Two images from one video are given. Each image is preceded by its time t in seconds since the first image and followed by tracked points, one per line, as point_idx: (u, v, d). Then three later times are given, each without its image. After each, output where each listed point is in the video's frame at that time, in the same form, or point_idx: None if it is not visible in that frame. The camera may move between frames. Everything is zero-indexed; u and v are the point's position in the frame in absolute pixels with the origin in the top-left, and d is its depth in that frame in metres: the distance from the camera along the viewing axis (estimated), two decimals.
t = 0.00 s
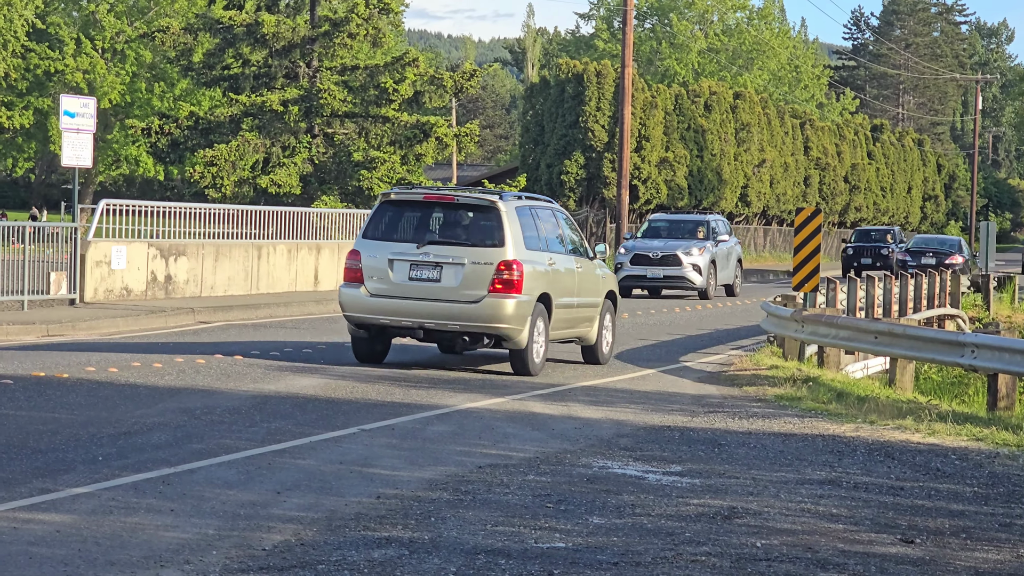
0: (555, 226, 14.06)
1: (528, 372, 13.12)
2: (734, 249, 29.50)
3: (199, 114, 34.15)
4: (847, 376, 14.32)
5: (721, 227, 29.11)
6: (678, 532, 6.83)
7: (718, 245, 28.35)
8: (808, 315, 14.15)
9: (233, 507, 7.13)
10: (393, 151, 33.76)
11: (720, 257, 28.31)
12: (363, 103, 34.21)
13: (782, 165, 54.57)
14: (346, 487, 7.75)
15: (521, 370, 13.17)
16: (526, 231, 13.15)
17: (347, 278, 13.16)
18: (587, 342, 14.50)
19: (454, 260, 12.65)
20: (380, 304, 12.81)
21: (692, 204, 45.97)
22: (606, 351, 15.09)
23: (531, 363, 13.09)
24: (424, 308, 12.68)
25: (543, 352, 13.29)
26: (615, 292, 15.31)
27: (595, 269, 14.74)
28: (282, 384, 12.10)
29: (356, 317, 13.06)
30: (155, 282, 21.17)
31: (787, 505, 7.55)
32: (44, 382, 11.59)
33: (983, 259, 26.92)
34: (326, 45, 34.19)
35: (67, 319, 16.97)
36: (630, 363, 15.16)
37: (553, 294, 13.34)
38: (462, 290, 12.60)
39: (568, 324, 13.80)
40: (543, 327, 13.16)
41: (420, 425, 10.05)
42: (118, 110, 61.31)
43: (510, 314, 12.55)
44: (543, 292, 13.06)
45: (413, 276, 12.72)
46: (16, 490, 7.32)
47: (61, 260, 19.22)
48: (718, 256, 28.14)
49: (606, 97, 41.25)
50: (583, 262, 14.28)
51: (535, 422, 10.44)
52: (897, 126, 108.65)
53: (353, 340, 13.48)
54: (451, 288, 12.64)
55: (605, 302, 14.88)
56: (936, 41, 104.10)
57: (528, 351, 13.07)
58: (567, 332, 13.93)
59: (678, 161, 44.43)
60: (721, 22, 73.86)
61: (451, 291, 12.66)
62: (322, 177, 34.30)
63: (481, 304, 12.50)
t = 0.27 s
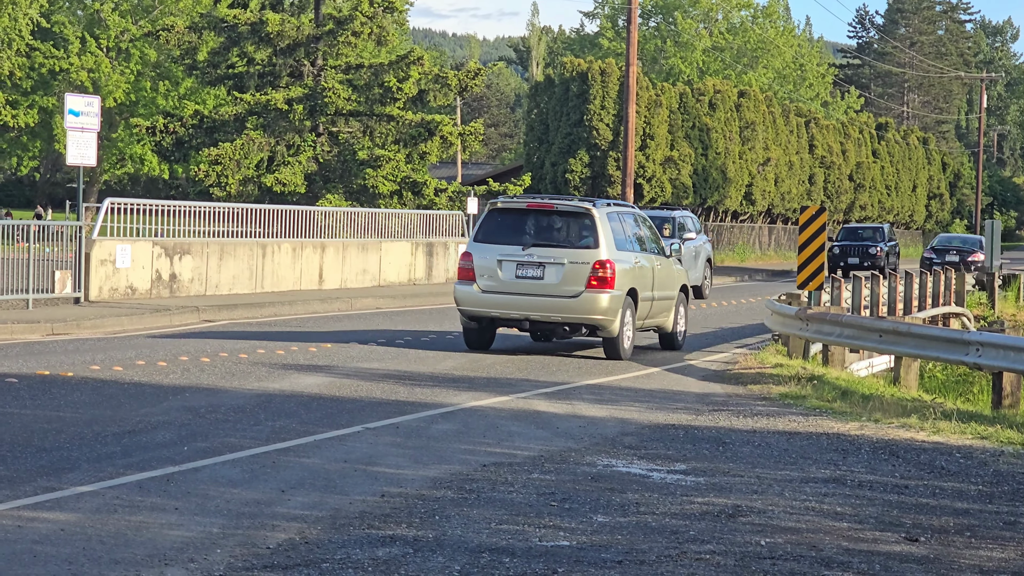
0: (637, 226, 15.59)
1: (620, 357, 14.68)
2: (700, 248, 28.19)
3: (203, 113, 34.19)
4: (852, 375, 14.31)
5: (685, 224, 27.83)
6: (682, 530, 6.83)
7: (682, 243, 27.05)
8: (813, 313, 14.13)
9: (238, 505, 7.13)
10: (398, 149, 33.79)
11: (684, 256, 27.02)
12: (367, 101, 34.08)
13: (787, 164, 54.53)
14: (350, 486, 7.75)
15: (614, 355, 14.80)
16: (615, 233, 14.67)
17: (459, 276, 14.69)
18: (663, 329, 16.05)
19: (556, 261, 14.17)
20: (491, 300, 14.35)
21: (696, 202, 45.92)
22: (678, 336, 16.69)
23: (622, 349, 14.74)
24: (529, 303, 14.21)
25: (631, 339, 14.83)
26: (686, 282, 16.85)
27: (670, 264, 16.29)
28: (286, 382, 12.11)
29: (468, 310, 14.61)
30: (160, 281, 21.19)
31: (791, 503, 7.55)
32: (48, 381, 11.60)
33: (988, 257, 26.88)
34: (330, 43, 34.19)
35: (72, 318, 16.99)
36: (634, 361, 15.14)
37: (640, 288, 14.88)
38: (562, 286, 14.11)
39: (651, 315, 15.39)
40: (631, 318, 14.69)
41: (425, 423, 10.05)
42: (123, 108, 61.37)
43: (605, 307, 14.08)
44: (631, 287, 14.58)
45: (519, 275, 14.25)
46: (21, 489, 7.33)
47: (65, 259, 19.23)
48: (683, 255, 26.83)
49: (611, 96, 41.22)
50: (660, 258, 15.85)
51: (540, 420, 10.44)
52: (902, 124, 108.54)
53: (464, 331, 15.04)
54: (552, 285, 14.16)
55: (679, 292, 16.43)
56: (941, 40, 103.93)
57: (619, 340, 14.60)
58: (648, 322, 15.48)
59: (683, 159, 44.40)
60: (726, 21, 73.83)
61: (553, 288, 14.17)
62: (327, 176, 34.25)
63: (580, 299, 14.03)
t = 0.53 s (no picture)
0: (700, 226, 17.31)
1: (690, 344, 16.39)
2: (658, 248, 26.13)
3: (206, 112, 34.18)
4: (855, 373, 14.30)
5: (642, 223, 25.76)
6: (685, 529, 6.82)
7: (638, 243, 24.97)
8: (816, 311, 14.12)
9: (241, 504, 7.13)
10: (401, 148, 33.77)
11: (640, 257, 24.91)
12: (369, 100, 33.98)
13: (789, 163, 54.51)
14: (353, 485, 7.75)
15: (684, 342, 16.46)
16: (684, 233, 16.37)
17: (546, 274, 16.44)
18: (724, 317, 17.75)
19: (632, 259, 15.91)
20: (576, 294, 16.09)
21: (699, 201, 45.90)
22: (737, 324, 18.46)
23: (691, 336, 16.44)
24: (610, 296, 15.95)
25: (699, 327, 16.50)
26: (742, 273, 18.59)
27: (730, 261, 18.07)
28: (289, 381, 12.12)
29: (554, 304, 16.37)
30: (162, 280, 21.20)
31: (794, 502, 7.54)
32: (51, 380, 11.60)
33: (990, 256, 26.88)
34: (332, 43, 34.18)
35: (75, 317, 17.00)
36: (636, 361, 15.14)
37: (706, 282, 16.59)
38: (638, 281, 15.81)
39: (714, 305, 17.11)
40: (697, 309, 16.36)
41: (427, 422, 10.05)
42: (125, 108, 61.37)
43: (677, 300, 15.77)
44: (699, 282, 16.26)
45: (601, 272, 15.97)
46: (24, 488, 7.33)
47: (68, 258, 19.23)
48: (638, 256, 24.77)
49: (613, 95, 41.19)
50: (722, 254, 17.58)
51: (543, 419, 10.44)
52: (905, 123, 108.47)
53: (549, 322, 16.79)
54: (630, 280, 15.88)
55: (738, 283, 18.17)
56: (944, 39, 103.78)
57: (689, 328, 16.30)
58: (711, 313, 17.21)
59: (685, 158, 44.38)
60: (728, 20, 73.77)
61: (631, 283, 15.89)
62: (330, 175, 34.25)
63: (655, 292, 15.71)
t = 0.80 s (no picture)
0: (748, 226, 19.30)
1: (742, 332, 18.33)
2: (610, 247, 23.14)
3: (206, 112, 34.18)
4: (854, 373, 14.29)
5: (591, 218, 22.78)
6: (684, 528, 6.82)
7: (586, 242, 21.96)
8: (815, 311, 14.12)
9: (240, 504, 7.13)
10: (400, 148, 33.76)
11: (589, 257, 21.87)
12: (369, 100, 33.97)
13: (789, 162, 54.49)
14: (352, 484, 7.75)
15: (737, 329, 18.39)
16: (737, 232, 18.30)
17: (613, 269, 18.32)
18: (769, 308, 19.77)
19: (693, 255, 17.81)
20: (642, 286, 17.97)
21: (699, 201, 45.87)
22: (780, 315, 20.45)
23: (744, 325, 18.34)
24: (672, 289, 17.84)
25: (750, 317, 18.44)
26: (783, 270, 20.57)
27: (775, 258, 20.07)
28: (289, 381, 12.11)
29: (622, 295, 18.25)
30: (162, 280, 21.20)
31: (793, 502, 7.54)
32: (50, 380, 11.60)
33: (990, 256, 26.87)
34: (332, 43, 34.16)
35: (74, 317, 16.98)
36: (638, 360, 15.17)
37: (757, 276, 18.52)
38: (699, 275, 17.72)
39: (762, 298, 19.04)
40: (750, 300, 18.30)
41: (427, 422, 10.04)
42: (125, 108, 61.39)
43: (733, 290, 17.69)
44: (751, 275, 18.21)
45: (665, 267, 17.85)
46: (23, 487, 7.33)
47: (67, 258, 19.23)
48: (586, 256, 21.76)
49: (613, 95, 41.16)
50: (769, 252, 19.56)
51: (543, 419, 10.43)
52: (904, 123, 108.43)
53: (617, 312, 18.68)
54: (691, 274, 17.78)
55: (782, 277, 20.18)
56: (944, 39, 103.75)
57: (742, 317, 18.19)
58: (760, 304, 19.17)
59: (685, 158, 44.38)
60: (728, 19, 73.78)
61: (691, 276, 17.79)
62: (329, 174, 34.24)
63: (713, 284, 17.63)
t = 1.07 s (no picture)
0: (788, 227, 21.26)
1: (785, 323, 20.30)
2: (548, 250, 21.13)
3: (204, 112, 34.18)
4: (853, 373, 14.29)
5: (526, 217, 20.78)
6: (681, 529, 6.82)
7: (520, 242, 19.94)
8: (814, 312, 14.13)
9: (238, 504, 7.13)
10: (399, 148, 33.75)
11: (523, 260, 19.84)
12: (367, 101, 33.98)
13: (788, 163, 54.50)
14: (350, 485, 7.75)
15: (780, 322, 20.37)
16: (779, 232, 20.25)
17: (668, 267, 20.33)
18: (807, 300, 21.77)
19: (741, 254, 19.76)
20: (695, 282, 19.97)
21: (697, 201, 45.88)
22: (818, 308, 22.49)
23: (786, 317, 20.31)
24: (722, 284, 19.82)
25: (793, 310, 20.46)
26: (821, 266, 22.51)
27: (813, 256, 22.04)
28: (287, 381, 12.11)
29: (675, 290, 20.27)
30: (160, 280, 21.20)
31: (791, 502, 7.55)
32: (48, 380, 11.59)
33: (988, 257, 26.86)
34: (330, 43, 34.14)
35: (72, 317, 16.98)
36: (636, 360, 15.17)
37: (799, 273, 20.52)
38: (746, 272, 19.71)
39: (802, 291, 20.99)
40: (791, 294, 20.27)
41: (425, 422, 10.04)
42: (124, 108, 61.41)
43: (777, 286, 19.66)
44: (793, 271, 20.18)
45: (715, 264, 19.86)
46: (21, 488, 7.33)
47: (65, 258, 19.22)
48: (519, 258, 19.73)
49: (611, 95, 41.15)
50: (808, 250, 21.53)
51: (541, 419, 10.43)
52: (902, 123, 108.45)
53: (670, 306, 20.69)
54: (740, 271, 19.76)
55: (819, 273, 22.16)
56: (942, 39, 103.76)
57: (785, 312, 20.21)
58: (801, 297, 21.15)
59: (684, 159, 44.39)
60: (726, 20, 73.80)
61: (739, 273, 19.78)
62: (327, 175, 34.25)
63: (759, 280, 19.61)
